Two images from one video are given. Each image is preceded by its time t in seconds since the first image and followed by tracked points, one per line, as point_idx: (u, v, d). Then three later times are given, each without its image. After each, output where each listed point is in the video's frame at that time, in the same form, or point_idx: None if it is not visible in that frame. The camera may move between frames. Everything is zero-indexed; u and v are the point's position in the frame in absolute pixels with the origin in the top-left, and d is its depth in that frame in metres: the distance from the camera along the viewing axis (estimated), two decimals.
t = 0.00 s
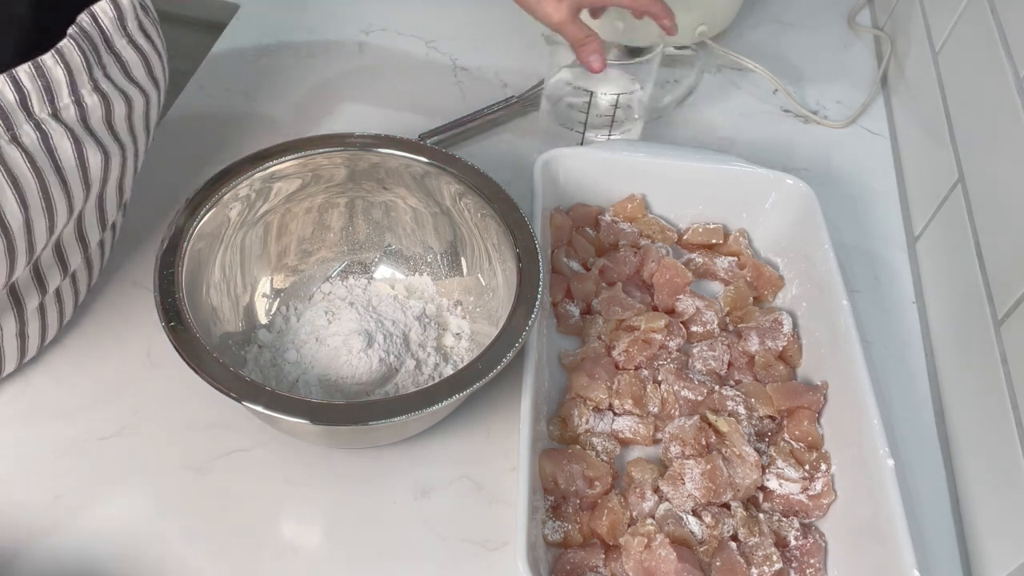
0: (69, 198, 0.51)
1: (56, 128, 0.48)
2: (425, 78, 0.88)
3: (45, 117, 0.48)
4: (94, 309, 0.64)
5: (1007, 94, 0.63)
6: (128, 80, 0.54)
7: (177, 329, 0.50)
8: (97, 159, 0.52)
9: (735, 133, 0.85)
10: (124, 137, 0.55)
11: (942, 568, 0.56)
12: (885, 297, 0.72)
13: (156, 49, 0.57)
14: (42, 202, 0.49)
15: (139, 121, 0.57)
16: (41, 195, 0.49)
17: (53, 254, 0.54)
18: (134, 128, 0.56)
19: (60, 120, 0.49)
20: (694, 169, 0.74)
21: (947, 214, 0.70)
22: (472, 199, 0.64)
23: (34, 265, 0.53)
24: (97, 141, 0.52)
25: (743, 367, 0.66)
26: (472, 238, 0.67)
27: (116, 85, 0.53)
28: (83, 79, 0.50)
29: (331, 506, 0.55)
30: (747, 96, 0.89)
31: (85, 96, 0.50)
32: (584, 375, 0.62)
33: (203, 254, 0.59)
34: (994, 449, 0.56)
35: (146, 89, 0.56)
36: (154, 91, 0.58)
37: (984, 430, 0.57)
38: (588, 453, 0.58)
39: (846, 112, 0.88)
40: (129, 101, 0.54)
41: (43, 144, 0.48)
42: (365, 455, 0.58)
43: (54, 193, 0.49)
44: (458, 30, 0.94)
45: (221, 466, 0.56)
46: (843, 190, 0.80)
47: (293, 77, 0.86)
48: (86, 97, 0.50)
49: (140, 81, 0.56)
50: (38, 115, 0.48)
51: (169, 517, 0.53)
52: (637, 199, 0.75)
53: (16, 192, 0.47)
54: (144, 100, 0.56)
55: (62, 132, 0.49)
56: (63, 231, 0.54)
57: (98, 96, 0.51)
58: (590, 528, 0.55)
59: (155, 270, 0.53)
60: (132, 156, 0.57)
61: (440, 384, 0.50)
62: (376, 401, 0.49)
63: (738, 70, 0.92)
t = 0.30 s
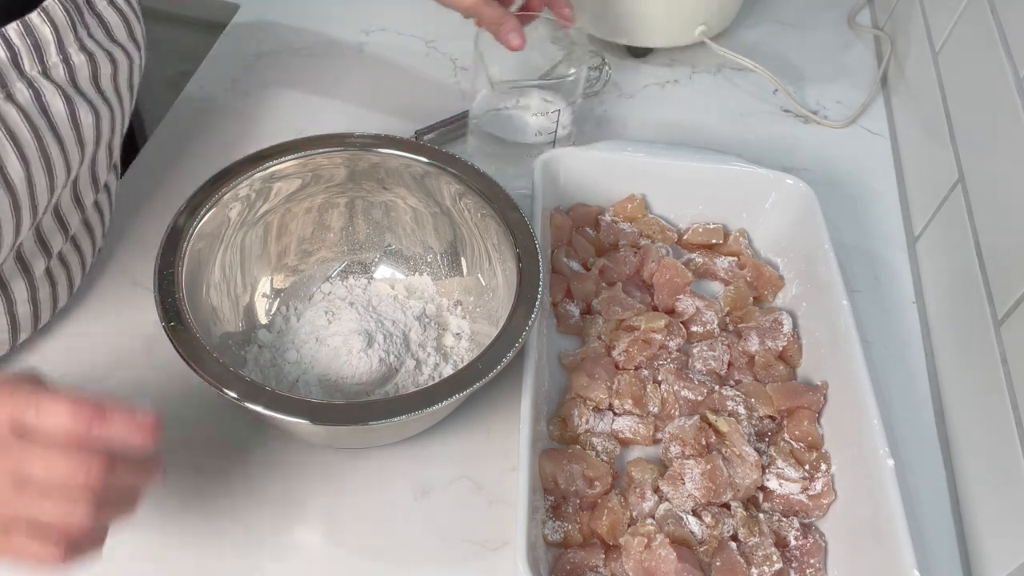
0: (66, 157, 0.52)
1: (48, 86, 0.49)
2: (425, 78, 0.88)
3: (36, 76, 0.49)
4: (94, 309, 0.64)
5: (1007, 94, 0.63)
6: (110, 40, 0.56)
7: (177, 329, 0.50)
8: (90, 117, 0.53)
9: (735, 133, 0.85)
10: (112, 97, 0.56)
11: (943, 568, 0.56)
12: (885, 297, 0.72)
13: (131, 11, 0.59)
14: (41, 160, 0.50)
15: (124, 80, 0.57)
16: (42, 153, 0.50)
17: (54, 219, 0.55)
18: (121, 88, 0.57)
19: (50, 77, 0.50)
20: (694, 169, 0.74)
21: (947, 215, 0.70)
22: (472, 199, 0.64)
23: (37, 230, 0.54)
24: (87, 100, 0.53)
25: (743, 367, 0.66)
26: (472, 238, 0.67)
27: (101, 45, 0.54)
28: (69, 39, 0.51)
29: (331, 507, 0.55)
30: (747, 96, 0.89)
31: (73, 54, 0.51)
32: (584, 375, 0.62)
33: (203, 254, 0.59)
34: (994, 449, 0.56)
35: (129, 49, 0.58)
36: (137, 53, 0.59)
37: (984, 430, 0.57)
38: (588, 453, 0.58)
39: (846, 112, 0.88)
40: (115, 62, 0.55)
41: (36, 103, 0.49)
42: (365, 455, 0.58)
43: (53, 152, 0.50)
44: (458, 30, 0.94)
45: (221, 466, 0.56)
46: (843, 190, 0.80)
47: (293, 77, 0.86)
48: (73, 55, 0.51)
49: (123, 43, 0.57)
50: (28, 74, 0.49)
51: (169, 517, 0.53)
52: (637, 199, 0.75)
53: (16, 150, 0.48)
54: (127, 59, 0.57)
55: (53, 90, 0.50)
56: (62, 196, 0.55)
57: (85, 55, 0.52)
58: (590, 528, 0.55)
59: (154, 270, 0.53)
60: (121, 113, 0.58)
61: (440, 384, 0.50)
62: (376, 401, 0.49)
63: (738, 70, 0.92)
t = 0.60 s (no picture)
0: (66, 110, 0.62)
1: (54, 49, 0.60)
2: (425, 78, 0.88)
3: (44, 39, 0.60)
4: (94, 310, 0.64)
5: (1006, 94, 0.63)
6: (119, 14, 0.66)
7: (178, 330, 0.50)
8: (90, 79, 0.63)
9: (735, 133, 0.85)
10: (109, 58, 0.66)
11: (943, 568, 0.56)
12: (885, 297, 0.72)
13: None
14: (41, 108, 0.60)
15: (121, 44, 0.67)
16: (43, 106, 0.60)
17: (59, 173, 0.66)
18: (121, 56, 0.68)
19: (56, 41, 0.61)
20: (695, 169, 0.74)
21: (947, 215, 0.70)
22: (472, 199, 0.64)
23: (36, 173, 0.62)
24: (89, 64, 0.63)
25: (743, 367, 0.66)
26: (472, 238, 0.67)
27: (100, 11, 0.64)
28: (74, 5, 0.62)
29: (331, 507, 0.55)
30: (747, 96, 0.89)
31: (75, 19, 0.62)
32: (584, 375, 0.62)
33: (203, 254, 0.59)
34: (994, 448, 0.56)
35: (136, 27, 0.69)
36: (133, 18, 0.69)
37: (984, 430, 0.57)
38: (588, 453, 0.58)
39: (846, 112, 0.88)
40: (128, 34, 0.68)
41: (44, 64, 0.60)
42: (366, 455, 0.58)
43: (46, 102, 0.60)
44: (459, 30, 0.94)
45: (222, 466, 0.56)
46: (843, 190, 0.80)
47: (294, 77, 0.86)
48: (76, 20, 0.62)
49: (120, 9, 0.67)
50: (39, 37, 0.60)
51: (169, 516, 0.53)
52: (637, 199, 0.75)
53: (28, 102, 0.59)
54: (127, 27, 0.67)
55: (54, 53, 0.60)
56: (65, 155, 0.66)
57: (87, 20, 0.63)
58: (590, 528, 0.55)
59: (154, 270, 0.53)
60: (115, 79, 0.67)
61: (440, 384, 0.50)
62: (376, 402, 0.49)
63: (738, 70, 0.92)
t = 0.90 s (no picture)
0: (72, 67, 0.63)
1: (63, 15, 0.62)
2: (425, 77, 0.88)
3: (54, 7, 0.62)
4: (95, 309, 0.64)
5: (1006, 94, 0.64)
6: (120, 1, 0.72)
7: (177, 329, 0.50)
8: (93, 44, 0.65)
9: (735, 133, 0.85)
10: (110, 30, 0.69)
11: (942, 568, 0.56)
12: (884, 297, 0.72)
13: None
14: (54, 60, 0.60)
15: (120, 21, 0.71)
16: (57, 62, 0.60)
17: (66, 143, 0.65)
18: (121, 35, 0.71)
19: (64, 8, 0.63)
20: (694, 169, 0.74)
21: (947, 215, 0.70)
22: (472, 199, 0.64)
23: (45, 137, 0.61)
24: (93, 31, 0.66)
25: (743, 367, 0.66)
26: (472, 238, 0.67)
27: None
28: None
29: (331, 507, 0.55)
30: (747, 96, 0.89)
31: None
32: (584, 375, 0.62)
33: (203, 253, 0.59)
34: (994, 448, 0.56)
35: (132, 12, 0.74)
36: None
37: (984, 430, 0.57)
38: (588, 453, 0.58)
39: (846, 112, 0.88)
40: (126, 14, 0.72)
41: (55, 28, 0.61)
42: (366, 455, 0.58)
43: (59, 59, 0.61)
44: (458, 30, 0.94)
45: (221, 465, 0.56)
46: (843, 190, 0.80)
47: (294, 77, 0.86)
48: None
49: None
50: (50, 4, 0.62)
51: (170, 516, 0.53)
52: (637, 199, 0.75)
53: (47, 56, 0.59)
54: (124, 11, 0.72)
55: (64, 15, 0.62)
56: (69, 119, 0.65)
57: None
58: (590, 528, 0.55)
59: (154, 270, 0.53)
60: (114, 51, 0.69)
61: (440, 383, 0.50)
62: (376, 401, 0.49)
63: (738, 70, 0.92)
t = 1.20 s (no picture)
0: (59, 60, 0.67)
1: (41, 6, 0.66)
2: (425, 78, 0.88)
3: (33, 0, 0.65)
4: (95, 310, 0.64)
5: (1006, 93, 0.63)
6: None
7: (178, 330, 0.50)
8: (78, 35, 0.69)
9: (735, 133, 0.85)
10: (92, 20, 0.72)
11: (942, 568, 0.56)
12: (884, 297, 0.72)
13: None
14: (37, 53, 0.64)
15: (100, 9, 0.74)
16: (36, 52, 0.64)
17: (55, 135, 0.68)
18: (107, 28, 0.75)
19: None
20: (694, 168, 0.74)
21: (947, 215, 0.70)
22: (472, 199, 0.64)
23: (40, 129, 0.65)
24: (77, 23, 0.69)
25: (743, 367, 0.66)
26: (472, 238, 0.67)
27: None
28: None
29: (331, 507, 0.55)
30: (747, 96, 0.89)
31: None
32: (584, 375, 0.62)
33: (203, 253, 0.59)
34: (994, 448, 0.56)
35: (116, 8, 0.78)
36: None
37: (984, 430, 0.57)
38: (588, 453, 0.58)
39: (846, 112, 0.88)
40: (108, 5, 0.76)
41: (32, 19, 0.64)
42: (366, 455, 0.58)
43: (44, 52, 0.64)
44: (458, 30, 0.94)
45: (221, 465, 0.56)
46: (843, 190, 0.80)
47: (295, 77, 0.87)
48: None
49: None
50: None
51: (170, 516, 0.53)
52: (636, 199, 0.75)
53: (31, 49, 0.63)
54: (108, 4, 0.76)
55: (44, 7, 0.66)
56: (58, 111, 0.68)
57: None
58: (590, 528, 0.55)
59: (154, 270, 0.53)
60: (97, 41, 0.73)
61: (440, 383, 0.50)
62: (376, 401, 0.49)
63: (738, 70, 0.92)
